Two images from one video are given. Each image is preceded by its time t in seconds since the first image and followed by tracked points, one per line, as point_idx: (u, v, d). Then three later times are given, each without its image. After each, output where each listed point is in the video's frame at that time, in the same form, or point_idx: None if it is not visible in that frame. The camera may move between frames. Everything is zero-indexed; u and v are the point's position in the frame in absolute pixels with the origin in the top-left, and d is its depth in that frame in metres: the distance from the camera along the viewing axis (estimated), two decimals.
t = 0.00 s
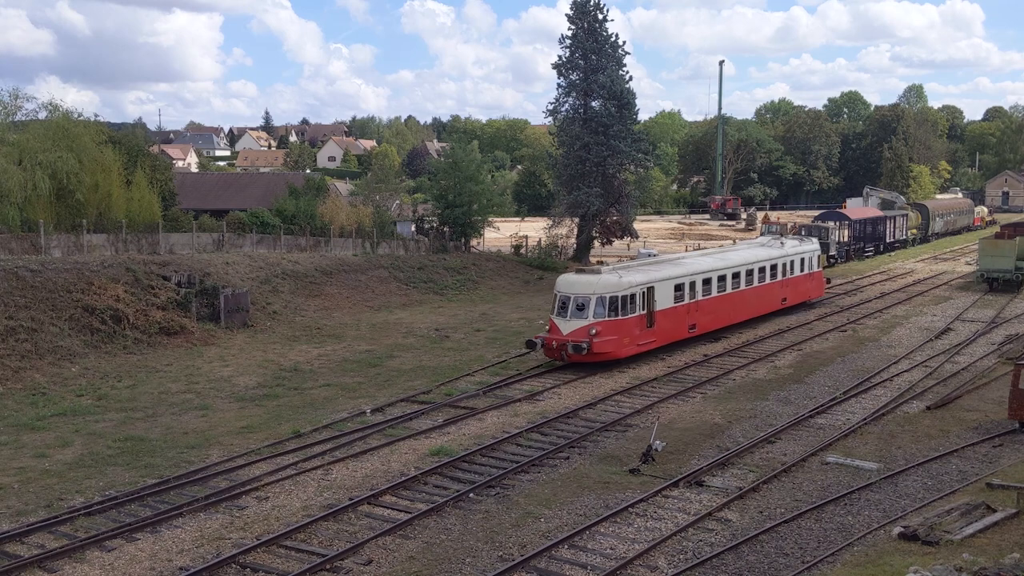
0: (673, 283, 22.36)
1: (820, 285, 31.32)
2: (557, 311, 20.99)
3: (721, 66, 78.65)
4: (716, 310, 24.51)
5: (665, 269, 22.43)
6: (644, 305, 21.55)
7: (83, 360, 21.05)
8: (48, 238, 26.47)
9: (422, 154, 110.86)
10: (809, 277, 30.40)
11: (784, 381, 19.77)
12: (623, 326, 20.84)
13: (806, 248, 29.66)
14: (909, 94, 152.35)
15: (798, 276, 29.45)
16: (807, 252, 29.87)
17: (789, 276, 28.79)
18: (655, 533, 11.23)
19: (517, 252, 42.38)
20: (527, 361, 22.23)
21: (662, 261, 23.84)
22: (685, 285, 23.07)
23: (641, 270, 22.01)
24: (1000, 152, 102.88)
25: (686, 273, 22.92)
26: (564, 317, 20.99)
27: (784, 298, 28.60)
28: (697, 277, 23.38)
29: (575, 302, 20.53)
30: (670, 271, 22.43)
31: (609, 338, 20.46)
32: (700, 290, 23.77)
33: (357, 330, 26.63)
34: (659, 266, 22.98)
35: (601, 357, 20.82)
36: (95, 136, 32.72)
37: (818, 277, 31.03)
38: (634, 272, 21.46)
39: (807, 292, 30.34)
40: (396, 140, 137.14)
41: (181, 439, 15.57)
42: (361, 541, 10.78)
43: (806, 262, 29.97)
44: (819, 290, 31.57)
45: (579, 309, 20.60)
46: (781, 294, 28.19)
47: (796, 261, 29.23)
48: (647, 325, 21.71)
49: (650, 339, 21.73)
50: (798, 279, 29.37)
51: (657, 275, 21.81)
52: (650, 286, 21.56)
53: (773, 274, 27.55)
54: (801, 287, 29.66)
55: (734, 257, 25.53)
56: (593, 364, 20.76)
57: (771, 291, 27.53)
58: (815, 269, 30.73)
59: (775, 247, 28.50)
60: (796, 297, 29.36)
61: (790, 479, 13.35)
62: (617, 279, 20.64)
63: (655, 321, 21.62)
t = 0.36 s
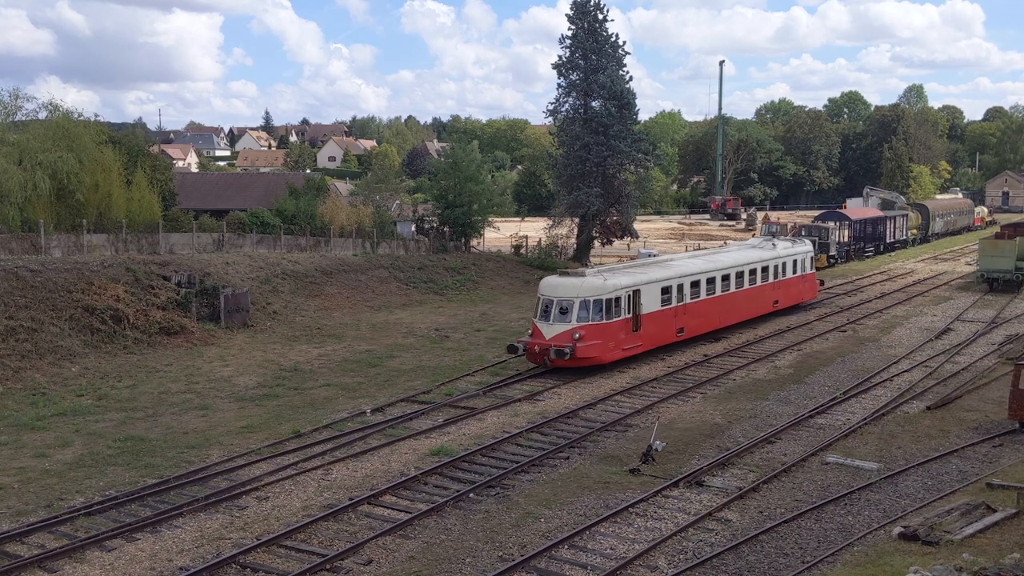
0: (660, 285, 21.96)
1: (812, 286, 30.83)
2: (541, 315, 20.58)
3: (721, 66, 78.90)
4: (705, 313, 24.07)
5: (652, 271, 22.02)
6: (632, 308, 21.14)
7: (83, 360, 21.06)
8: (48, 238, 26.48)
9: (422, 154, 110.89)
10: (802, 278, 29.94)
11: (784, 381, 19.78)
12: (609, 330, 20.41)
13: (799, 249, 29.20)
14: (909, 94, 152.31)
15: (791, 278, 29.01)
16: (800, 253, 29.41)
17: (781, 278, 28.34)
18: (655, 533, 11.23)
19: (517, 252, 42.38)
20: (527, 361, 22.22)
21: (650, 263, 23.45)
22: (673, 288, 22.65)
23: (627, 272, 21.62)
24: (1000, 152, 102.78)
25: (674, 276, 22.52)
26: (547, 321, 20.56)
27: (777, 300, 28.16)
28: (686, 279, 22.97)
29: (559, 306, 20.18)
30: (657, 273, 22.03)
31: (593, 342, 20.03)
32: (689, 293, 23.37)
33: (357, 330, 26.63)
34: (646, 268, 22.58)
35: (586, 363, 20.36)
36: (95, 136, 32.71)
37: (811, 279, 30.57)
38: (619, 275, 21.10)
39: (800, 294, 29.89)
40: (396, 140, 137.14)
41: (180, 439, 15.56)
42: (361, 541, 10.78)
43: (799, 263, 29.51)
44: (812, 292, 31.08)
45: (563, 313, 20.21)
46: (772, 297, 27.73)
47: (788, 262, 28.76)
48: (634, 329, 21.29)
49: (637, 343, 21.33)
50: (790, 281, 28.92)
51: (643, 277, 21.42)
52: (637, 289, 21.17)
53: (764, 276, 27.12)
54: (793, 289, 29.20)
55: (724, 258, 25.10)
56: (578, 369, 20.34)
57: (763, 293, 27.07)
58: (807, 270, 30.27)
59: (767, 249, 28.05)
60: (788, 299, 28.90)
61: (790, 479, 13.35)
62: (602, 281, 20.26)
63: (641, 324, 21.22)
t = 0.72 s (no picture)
0: (646, 288, 21.47)
1: (805, 288, 30.39)
2: (523, 319, 19.99)
3: (721, 66, 79.01)
4: (693, 317, 23.54)
5: (638, 274, 21.52)
6: (616, 311, 20.61)
7: (83, 360, 21.06)
8: (48, 238, 26.49)
9: (422, 154, 110.91)
10: (794, 280, 29.48)
11: (784, 381, 19.79)
12: (592, 334, 19.83)
13: (791, 251, 28.73)
14: (909, 94, 152.34)
15: (782, 280, 28.53)
16: (792, 255, 28.94)
17: (772, 280, 27.86)
18: (655, 533, 11.23)
19: (517, 252, 42.42)
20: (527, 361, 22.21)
21: (636, 265, 22.94)
22: (660, 291, 22.13)
23: (612, 275, 21.12)
24: (1000, 153, 102.68)
25: (661, 278, 22.01)
26: (529, 325, 19.95)
27: (768, 303, 27.70)
28: (673, 281, 22.47)
29: (540, 308, 19.61)
30: (643, 276, 21.53)
31: (576, 347, 19.46)
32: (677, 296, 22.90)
33: (357, 330, 26.65)
34: (633, 270, 22.08)
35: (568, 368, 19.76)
36: (95, 136, 32.71)
37: (803, 281, 30.13)
38: (603, 277, 20.56)
39: (792, 297, 29.44)
40: (396, 140, 137.14)
41: (180, 439, 15.57)
42: (361, 541, 10.78)
43: (791, 265, 29.03)
44: (805, 295, 30.62)
45: (545, 316, 19.62)
46: (763, 299, 27.26)
47: (780, 264, 28.28)
48: (618, 334, 20.74)
49: (622, 348, 20.84)
50: (782, 283, 28.44)
51: (628, 280, 20.92)
52: (621, 293, 20.64)
53: (755, 278, 26.67)
54: (784, 292, 28.73)
55: (713, 260, 24.63)
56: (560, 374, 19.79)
57: (753, 296, 26.60)
58: (800, 272, 29.83)
59: (758, 251, 27.55)
60: (779, 301, 28.43)
61: (790, 479, 13.35)
62: (585, 285, 19.75)
63: (625, 329, 20.70)
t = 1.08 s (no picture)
0: (631, 291, 20.97)
1: (798, 290, 29.95)
2: (504, 323, 19.42)
3: (721, 66, 78.46)
4: (681, 320, 23.07)
5: (623, 276, 21.01)
6: (600, 314, 20.08)
7: (83, 360, 21.06)
8: (48, 238, 26.49)
9: (422, 154, 110.89)
10: (786, 283, 29.07)
11: (784, 381, 19.79)
12: (575, 339, 19.27)
13: (783, 252, 28.31)
14: (909, 93, 152.30)
15: (773, 282, 28.10)
16: (784, 257, 28.48)
17: (763, 282, 27.42)
18: (656, 533, 11.23)
19: (517, 252, 42.44)
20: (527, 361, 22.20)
21: (623, 267, 22.43)
22: (646, 293, 21.63)
23: (596, 278, 20.58)
24: (1000, 153, 102.54)
25: (647, 281, 21.52)
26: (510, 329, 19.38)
27: (759, 305, 27.30)
28: (660, 284, 22.01)
29: (522, 312, 19.06)
30: (629, 279, 21.02)
31: (558, 352, 18.88)
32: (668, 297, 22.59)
33: (357, 330, 26.65)
34: (618, 273, 21.57)
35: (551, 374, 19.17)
36: (95, 136, 32.71)
37: (796, 282, 29.69)
38: (587, 280, 20.03)
39: (784, 299, 29.02)
40: (396, 140, 137.36)
41: (180, 439, 15.57)
42: (361, 541, 10.78)
43: (783, 267, 28.59)
44: (798, 296, 30.19)
45: (526, 320, 19.06)
46: (754, 302, 26.82)
47: (771, 266, 27.83)
48: (603, 338, 20.21)
49: (607, 352, 20.32)
50: (773, 285, 28.00)
51: (613, 283, 20.41)
52: (606, 295, 20.10)
53: (746, 280, 26.24)
54: (776, 294, 28.32)
55: (702, 262, 24.16)
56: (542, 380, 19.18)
57: (744, 298, 26.18)
58: (792, 274, 29.41)
59: (748, 252, 27.08)
60: (771, 303, 28.02)
61: (790, 479, 13.35)
62: (568, 287, 19.21)
63: (610, 332, 20.19)
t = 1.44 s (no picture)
0: (618, 294, 20.51)
1: (790, 293, 29.48)
2: (486, 327, 18.93)
3: (721, 66, 80.35)
4: (669, 323, 22.62)
5: (609, 279, 20.55)
6: (585, 319, 19.61)
7: (83, 360, 21.07)
8: (48, 238, 26.49)
9: (422, 154, 110.91)
10: (778, 285, 28.64)
11: (784, 381, 19.79)
12: (559, 343, 18.76)
13: (775, 254, 27.87)
14: (909, 93, 152.32)
15: (765, 284, 27.65)
16: (776, 258, 28.04)
17: (754, 285, 26.97)
18: (656, 533, 11.23)
19: (517, 252, 42.46)
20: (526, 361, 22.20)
21: (609, 270, 21.98)
22: (633, 296, 21.17)
23: (581, 281, 20.10)
24: (1000, 153, 102.52)
25: (634, 283, 21.07)
26: (492, 333, 18.88)
27: (751, 308, 26.86)
28: (647, 287, 21.57)
29: (504, 316, 18.59)
30: (615, 281, 20.56)
31: (541, 357, 18.39)
32: (662, 297, 22.33)
33: (357, 330, 26.66)
34: (605, 275, 21.11)
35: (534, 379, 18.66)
36: (95, 137, 32.71)
37: (788, 285, 29.24)
38: (572, 283, 19.56)
39: (776, 301, 28.56)
40: (396, 140, 137.38)
41: (180, 439, 15.57)
42: (361, 541, 10.78)
43: (774, 269, 28.15)
44: (790, 300, 29.72)
45: (509, 325, 18.58)
46: (745, 304, 26.37)
47: (762, 268, 27.38)
48: (588, 342, 19.72)
49: (593, 357, 19.85)
50: (765, 287, 27.55)
51: (598, 286, 19.93)
52: (590, 299, 19.63)
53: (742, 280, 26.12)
54: (767, 296, 27.86)
55: (691, 265, 23.73)
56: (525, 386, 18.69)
57: (735, 300, 25.72)
58: (785, 277, 28.95)
59: (739, 254, 26.64)
60: (763, 306, 27.55)
61: (790, 478, 13.36)
62: (552, 291, 18.74)
63: (595, 337, 19.72)
